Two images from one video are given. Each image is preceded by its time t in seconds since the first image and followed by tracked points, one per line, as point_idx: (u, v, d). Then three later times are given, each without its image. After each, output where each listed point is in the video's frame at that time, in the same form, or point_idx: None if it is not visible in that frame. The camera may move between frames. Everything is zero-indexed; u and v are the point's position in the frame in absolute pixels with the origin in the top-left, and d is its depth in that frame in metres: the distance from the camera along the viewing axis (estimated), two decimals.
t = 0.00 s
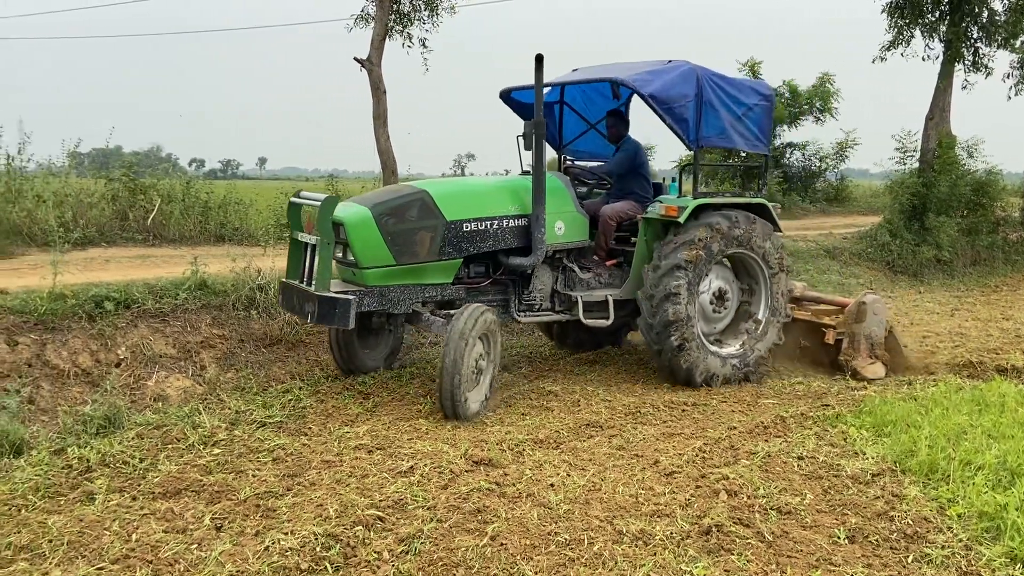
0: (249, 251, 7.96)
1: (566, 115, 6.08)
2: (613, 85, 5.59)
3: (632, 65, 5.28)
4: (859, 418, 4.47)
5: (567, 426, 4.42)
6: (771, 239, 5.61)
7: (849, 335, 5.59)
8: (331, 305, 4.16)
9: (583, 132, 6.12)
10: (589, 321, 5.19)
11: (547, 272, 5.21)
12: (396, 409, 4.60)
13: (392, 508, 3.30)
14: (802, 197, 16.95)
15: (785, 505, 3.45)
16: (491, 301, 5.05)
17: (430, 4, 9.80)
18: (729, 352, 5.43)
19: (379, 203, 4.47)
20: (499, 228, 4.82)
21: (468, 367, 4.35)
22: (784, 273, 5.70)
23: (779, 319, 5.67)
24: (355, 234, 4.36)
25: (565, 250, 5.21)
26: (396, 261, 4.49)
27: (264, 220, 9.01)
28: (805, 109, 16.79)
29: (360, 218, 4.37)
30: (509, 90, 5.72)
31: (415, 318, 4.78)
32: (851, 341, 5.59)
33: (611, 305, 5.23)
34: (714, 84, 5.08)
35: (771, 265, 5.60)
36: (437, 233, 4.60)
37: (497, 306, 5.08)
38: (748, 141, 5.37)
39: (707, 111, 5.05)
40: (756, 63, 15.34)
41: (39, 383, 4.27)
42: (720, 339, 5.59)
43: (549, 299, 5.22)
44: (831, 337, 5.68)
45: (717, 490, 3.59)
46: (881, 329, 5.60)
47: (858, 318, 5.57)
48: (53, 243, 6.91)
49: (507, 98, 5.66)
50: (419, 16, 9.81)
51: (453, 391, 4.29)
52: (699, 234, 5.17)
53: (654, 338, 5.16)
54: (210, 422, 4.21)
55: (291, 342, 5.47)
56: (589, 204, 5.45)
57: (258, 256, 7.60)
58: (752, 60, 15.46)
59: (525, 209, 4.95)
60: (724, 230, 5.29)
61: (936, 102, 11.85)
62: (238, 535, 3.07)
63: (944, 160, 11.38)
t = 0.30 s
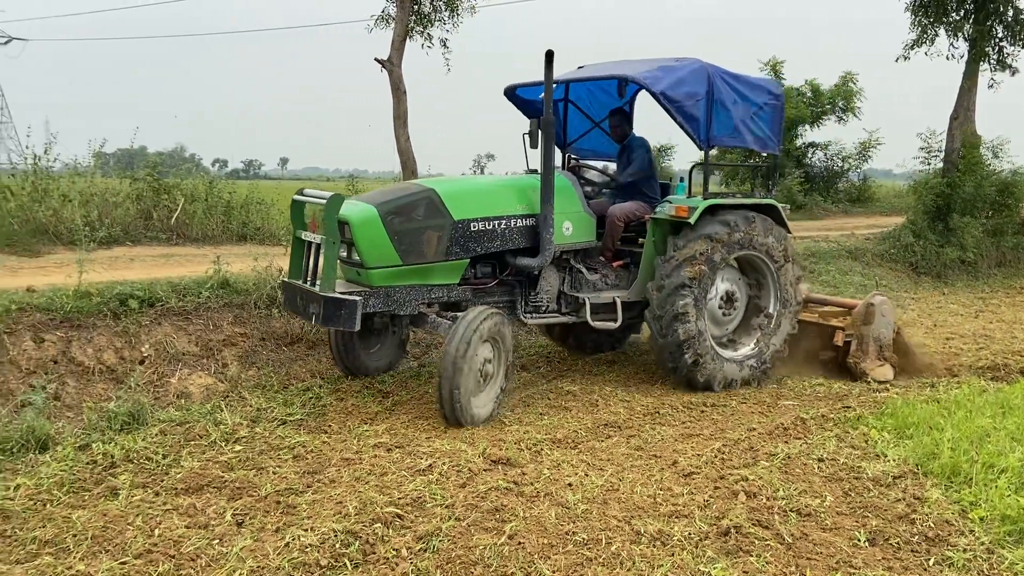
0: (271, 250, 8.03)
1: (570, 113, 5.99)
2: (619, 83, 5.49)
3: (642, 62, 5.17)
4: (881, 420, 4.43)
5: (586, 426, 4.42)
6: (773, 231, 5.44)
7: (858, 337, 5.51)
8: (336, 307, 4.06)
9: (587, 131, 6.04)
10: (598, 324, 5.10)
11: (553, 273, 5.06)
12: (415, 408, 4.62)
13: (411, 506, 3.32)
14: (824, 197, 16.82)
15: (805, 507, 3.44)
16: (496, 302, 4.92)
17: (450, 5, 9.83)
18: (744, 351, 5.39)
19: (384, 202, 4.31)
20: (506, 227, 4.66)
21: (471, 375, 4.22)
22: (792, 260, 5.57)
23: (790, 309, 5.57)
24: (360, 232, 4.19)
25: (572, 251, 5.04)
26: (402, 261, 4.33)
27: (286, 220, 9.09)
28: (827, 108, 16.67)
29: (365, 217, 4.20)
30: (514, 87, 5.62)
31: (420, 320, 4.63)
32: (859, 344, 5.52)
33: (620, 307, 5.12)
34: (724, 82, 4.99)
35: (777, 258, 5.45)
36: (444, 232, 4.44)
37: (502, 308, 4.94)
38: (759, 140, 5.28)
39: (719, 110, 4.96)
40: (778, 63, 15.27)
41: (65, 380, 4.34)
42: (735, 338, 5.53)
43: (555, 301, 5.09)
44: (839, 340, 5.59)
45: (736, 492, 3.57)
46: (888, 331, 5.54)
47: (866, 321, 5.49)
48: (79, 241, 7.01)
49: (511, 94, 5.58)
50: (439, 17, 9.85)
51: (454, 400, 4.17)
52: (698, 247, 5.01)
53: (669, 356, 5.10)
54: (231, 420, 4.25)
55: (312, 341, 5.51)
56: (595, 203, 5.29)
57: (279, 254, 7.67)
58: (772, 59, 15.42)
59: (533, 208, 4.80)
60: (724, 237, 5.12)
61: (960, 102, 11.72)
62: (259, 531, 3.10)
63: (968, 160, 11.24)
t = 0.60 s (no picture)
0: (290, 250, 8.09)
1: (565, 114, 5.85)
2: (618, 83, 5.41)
3: (641, 62, 5.09)
4: (899, 424, 4.38)
5: (600, 428, 4.42)
6: (767, 226, 5.27)
7: (860, 340, 5.45)
8: (332, 314, 3.95)
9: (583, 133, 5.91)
10: (597, 328, 5.00)
11: (552, 278, 4.96)
12: (428, 409, 4.63)
13: (422, 506, 3.34)
14: (846, 198, 16.65)
15: (819, 511, 3.41)
16: (494, 308, 4.79)
17: (469, 7, 9.84)
18: (752, 349, 5.35)
19: (381, 205, 4.21)
20: (504, 231, 4.54)
21: (467, 386, 4.10)
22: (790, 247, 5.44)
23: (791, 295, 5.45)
24: (355, 237, 4.09)
25: (571, 254, 4.92)
26: (400, 267, 4.22)
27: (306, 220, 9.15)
28: (850, 108, 16.50)
29: (358, 221, 4.09)
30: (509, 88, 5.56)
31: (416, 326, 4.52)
32: (862, 347, 5.45)
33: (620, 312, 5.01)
34: (726, 81, 4.90)
35: (773, 252, 5.30)
36: (442, 236, 4.31)
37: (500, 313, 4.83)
38: (761, 140, 5.19)
39: (721, 109, 4.87)
40: (800, 63, 15.16)
41: (85, 379, 4.42)
42: (742, 334, 5.48)
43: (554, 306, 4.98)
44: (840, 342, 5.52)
45: (750, 495, 3.55)
46: (890, 333, 5.48)
47: (868, 324, 5.43)
48: (101, 241, 7.10)
49: (507, 93, 5.52)
50: (458, 18, 9.86)
51: (454, 416, 4.05)
52: (691, 265, 4.88)
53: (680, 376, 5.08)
54: (247, 419, 4.29)
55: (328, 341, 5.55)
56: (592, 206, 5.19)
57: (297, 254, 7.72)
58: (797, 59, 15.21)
59: (532, 211, 4.68)
60: (719, 249, 4.96)
61: (985, 101, 11.56)
62: (272, 529, 3.13)
63: (993, 161, 11.07)
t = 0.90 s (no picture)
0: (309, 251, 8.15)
1: (561, 113, 5.81)
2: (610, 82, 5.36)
3: (642, 61, 5.00)
4: (917, 428, 4.33)
5: (614, 431, 4.41)
6: (755, 225, 5.08)
7: (862, 345, 5.39)
8: (324, 323, 3.84)
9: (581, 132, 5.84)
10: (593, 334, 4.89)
11: (549, 282, 4.85)
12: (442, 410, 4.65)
13: (434, 507, 3.35)
14: (869, 199, 16.48)
15: (833, 515, 3.38)
16: (490, 313, 4.67)
17: (488, 8, 9.85)
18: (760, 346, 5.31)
19: (373, 209, 4.07)
20: (499, 235, 4.45)
21: (460, 406, 4.06)
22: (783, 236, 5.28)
23: (789, 285, 5.34)
24: (346, 243, 3.94)
25: (569, 258, 4.83)
26: (393, 273, 4.10)
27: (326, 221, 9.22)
28: (873, 108, 16.34)
29: (349, 227, 3.94)
30: (504, 88, 5.51)
31: (409, 332, 4.43)
32: (864, 352, 5.39)
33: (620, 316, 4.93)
34: (727, 81, 4.81)
35: (764, 250, 5.14)
36: (437, 241, 4.21)
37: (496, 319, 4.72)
38: (763, 142, 5.10)
39: (723, 110, 4.78)
40: (822, 63, 15.05)
41: (104, 378, 4.48)
42: (747, 331, 5.42)
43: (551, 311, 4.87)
44: (843, 348, 5.45)
45: (764, 499, 3.53)
46: (892, 337, 5.41)
47: (871, 328, 5.37)
48: (123, 243, 7.20)
49: (502, 93, 5.48)
50: (476, 20, 9.88)
51: (459, 439, 4.03)
52: (683, 290, 4.75)
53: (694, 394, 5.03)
54: (263, 419, 4.33)
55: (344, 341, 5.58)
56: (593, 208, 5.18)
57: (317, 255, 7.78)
58: (815, 58, 15.33)
59: (528, 215, 4.60)
60: (710, 267, 4.81)
61: (1010, 101, 11.40)
62: (285, 529, 3.15)
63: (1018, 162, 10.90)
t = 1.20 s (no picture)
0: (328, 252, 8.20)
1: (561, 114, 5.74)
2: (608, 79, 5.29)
3: (644, 62, 4.95)
4: (935, 433, 4.28)
5: (628, 434, 4.40)
6: (746, 231, 4.91)
7: (867, 350, 5.37)
8: (317, 330, 3.81)
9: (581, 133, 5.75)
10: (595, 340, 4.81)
11: (549, 287, 4.72)
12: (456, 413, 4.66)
13: (446, 509, 3.36)
14: (891, 202, 16.32)
15: (848, 521, 3.35)
16: (488, 318, 4.57)
17: (505, 11, 9.87)
18: (768, 343, 5.27)
19: (369, 212, 4.04)
20: (498, 239, 4.36)
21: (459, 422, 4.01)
22: (777, 231, 5.11)
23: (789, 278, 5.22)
24: (340, 248, 3.92)
25: (569, 262, 4.72)
26: (388, 279, 4.05)
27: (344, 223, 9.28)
28: (895, 110, 16.19)
29: (344, 231, 3.92)
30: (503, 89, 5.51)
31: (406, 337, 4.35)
32: (869, 357, 5.38)
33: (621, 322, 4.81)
34: (729, 82, 4.76)
35: (759, 253, 4.99)
36: (433, 245, 4.15)
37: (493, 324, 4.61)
38: (766, 143, 5.04)
39: (725, 112, 4.74)
40: (843, 64, 14.95)
41: (122, 379, 4.54)
42: (754, 326, 5.35)
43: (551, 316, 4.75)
44: (848, 353, 5.43)
45: (778, 504, 3.51)
46: (899, 342, 5.37)
47: (875, 332, 5.34)
48: (143, 245, 7.28)
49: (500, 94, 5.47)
50: (493, 23, 9.90)
51: (474, 446, 4.03)
52: (682, 316, 4.69)
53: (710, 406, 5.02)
54: (278, 421, 4.36)
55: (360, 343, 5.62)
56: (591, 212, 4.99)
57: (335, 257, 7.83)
58: (837, 59, 15.27)
59: (527, 218, 4.51)
60: (705, 287, 4.72)
61: None
62: (297, 530, 3.17)
63: None
